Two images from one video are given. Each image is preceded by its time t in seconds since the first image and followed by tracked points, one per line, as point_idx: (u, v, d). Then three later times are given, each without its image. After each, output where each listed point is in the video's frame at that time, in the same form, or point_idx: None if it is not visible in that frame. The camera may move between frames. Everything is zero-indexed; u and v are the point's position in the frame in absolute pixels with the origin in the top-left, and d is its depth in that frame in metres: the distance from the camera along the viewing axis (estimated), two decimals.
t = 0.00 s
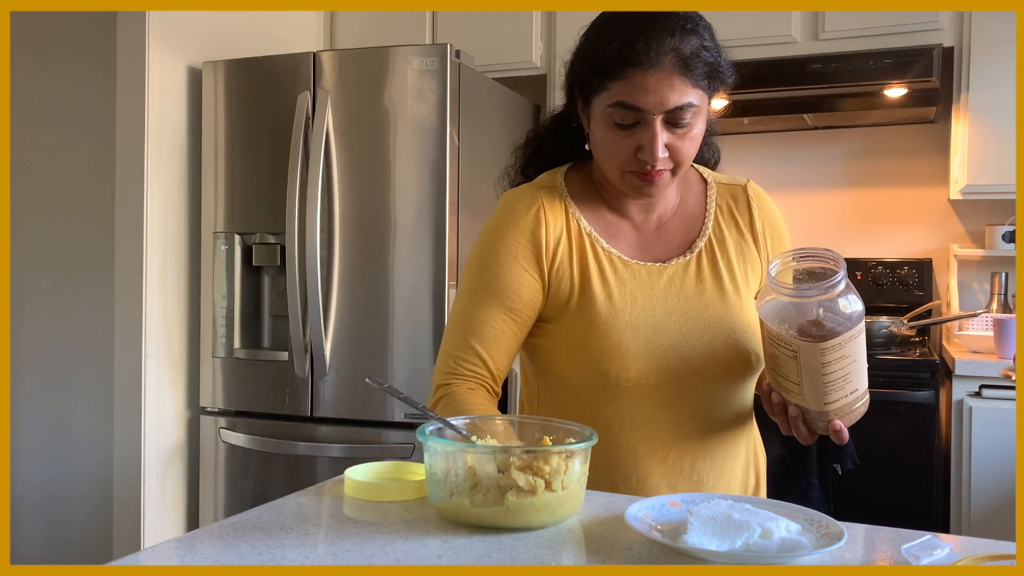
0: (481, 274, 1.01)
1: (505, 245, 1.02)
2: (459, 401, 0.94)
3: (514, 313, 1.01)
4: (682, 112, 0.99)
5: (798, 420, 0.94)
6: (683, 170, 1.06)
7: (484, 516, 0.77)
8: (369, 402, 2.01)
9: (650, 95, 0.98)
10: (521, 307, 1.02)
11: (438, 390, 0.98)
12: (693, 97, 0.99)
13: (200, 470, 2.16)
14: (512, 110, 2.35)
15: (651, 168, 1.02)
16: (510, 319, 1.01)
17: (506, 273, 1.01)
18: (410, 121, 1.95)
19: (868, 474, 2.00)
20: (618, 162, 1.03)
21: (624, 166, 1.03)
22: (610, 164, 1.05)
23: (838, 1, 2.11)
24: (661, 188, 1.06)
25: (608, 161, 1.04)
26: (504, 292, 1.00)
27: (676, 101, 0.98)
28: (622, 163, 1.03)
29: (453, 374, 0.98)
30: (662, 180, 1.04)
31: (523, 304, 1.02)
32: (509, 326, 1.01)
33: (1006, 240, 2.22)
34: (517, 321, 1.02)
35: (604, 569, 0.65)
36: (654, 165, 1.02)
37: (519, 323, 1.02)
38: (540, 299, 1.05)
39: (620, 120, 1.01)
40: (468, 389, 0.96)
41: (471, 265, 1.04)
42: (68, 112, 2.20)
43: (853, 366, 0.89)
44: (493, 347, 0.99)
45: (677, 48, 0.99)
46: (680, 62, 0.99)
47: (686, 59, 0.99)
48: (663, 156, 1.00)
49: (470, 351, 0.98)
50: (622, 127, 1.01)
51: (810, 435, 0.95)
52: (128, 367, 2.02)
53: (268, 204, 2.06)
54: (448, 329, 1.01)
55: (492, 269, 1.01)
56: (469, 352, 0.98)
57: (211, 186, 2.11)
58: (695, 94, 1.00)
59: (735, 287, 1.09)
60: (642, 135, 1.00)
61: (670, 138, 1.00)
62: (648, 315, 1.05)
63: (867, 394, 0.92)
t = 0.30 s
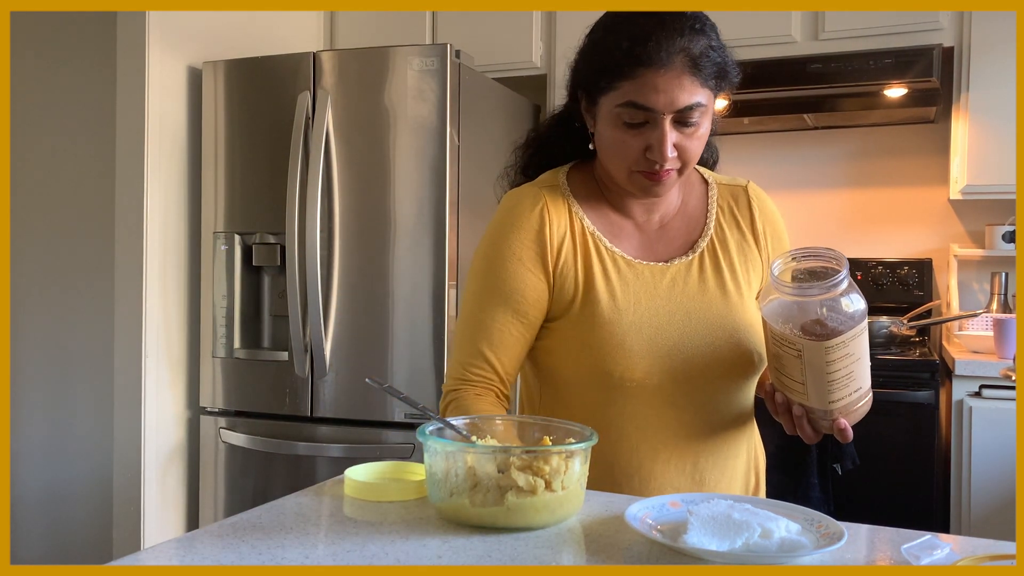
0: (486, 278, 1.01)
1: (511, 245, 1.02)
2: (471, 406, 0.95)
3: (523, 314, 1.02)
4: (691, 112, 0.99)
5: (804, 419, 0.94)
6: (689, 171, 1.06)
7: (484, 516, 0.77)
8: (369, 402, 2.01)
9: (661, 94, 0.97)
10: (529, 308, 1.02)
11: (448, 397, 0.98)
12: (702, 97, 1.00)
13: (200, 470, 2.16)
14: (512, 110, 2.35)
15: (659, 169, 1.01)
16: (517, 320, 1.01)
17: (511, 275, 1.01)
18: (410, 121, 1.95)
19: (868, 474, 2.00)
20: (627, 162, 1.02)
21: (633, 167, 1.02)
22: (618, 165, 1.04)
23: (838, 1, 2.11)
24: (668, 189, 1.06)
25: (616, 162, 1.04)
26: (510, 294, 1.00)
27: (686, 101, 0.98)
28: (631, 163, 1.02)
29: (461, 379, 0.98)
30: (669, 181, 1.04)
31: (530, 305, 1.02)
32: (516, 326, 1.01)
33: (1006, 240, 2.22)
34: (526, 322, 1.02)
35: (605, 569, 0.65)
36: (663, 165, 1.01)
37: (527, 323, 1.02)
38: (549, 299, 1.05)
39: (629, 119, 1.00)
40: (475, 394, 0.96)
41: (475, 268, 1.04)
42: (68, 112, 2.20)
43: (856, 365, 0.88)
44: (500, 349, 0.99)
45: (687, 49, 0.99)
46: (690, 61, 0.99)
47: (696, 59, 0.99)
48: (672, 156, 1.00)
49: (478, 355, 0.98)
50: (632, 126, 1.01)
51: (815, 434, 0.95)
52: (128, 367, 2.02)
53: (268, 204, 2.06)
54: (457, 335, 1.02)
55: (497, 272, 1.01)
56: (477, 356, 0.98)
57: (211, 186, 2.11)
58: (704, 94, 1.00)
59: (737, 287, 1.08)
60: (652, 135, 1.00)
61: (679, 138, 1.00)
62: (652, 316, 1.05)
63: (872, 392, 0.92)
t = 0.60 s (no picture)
0: (510, 271, 0.99)
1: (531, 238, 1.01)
2: (537, 407, 0.95)
3: (556, 306, 1.01)
4: (707, 111, 0.99)
5: (806, 424, 0.93)
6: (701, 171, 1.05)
7: (484, 516, 0.77)
8: (369, 402, 2.01)
9: (682, 92, 0.97)
10: (559, 299, 1.01)
11: (504, 401, 0.98)
12: (720, 97, 1.00)
13: (200, 470, 2.16)
14: (512, 110, 2.35)
15: (675, 167, 1.01)
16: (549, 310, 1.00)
17: (535, 267, 0.99)
18: (410, 121, 1.95)
19: (868, 474, 2.00)
20: (642, 160, 1.02)
21: (649, 164, 1.02)
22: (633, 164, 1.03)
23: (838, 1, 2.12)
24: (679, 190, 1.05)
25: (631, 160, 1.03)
26: (540, 286, 0.99)
27: (704, 101, 0.98)
28: (647, 161, 1.01)
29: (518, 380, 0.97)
30: (682, 181, 1.03)
31: (556, 296, 1.00)
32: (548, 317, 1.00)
33: (1006, 240, 2.22)
34: (557, 314, 1.01)
35: (604, 569, 0.65)
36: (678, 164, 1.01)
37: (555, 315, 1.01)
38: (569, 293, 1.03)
39: (648, 117, 1.00)
40: (536, 395, 0.97)
41: (497, 264, 1.02)
42: (68, 112, 2.20)
43: (861, 371, 0.88)
44: (544, 344, 0.99)
45: (707, 49, 0.99)
46: (709, 62, 0.99)
47: (715, 60, 1.00)
48: (688, 156, 1.00)
49: (529, 355, 0.98)
50: (650, 124, 1.00)
51: (816, 439, 0.94)
52: (128, 367, 2.02)
53: (268, 204, 2.06)
54: (493, 337, 0.99)
55: (524, 266, 0.99)
56: (529, 356, 0.98)
57: (211, 186, 2.11)
58: (721, 95, 1.00)
59: (737, 289, 1.09)
60: (670, 133, 0.99)
61: (695, 137, 1.00)
62: (660, 315, 1.04)
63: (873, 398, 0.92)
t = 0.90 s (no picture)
0: (526, 265, 0.97)
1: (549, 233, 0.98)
2: (521, 407, 0.93)
3: (564, 308, 0.99)
4: (727, 116, 1.00)
5: (816, 423, 0.92)
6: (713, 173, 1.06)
7: (484, 516, 0.77)
8: (369, 402, 2.01)
9: (707, 96, 0.97)
10: (568, 298, 0.99)
11: (492, 393, 0.97)
12: (740, 103, 1.00)
13: (200, 470, 2.16)
14: (513, 110, 2.35)
15: (692, 169, 1.01)
16: (557, 311, 0.98)
17: (551, 265, 0.97)
18: (410, 121, 1.95)
19: (868, 474, 2.00)
20: (660, 160, 1.01)
21: (667, 165, 1.02)
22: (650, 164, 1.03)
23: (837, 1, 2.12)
24: (691, 191, 1.06)
25: (648, 160, 1.02)
26: (551, 283, 0.97)
27: (727, 105, 0.98)
28: (665, 162, 1.01)
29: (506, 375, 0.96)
30: (695, 182, 1.04)
31: (568, 297, 0.99)
32: (555, 315, 0.98)
33: (1006, 240, 2.22)
34: (564, 313, 0.99)
35: (605, 569, 0.65)
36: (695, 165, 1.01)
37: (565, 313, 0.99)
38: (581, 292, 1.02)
39: (670, 117, 0.99)
40: (523, 393, 0.95)
41: (510, 257, 0.98)
42: (68, 113, 2.20)
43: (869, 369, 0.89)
44: (543, 345, 0.97)
45: (733, 54, 0.99)
46: (734, 67, 0.99)
47: (739, 65, 1.00)
48: (706, 158, 1.00)
49: (524, 352, 0.96)
50: (670, 125, 1.00)
51: (825, 437, 0.94)
52: (128, 367, 2.02)
53: (269, 204, 2.06)
54: (492, 324, 0.98)
55: (536, 260, 0.97)
56: (523, 353, 0.96)
57: (211, 186, 2.11)
58: (741, 100, 1.01)
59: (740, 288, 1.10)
60: (690, 135, 0.99)
61: (714, 140, 1.00)
62: (676, 311, 1.04)
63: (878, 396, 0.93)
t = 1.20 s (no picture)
0: (510, 265, 0.97)
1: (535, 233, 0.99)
2: (481, 401, 0.91)
3: (545, 309, 0.99)
4: (723, 118, 0.99)
5: (813, 430, 0.93)
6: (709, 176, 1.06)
7: (484, 516, 0.77)
8: (369, 401, 2.01)
9: (702, 96, 0.97)
10: (547, 299, 0.99)
11: (458, 386, 0.95)
12: (737, 105, 1.00)
13: (200, 470, 2.16)
14: (513, 110, 2.35)
15: (685, 170, 1.01)
16: (537, 313, 0.98)
17: (535, 266, 0.97)
18: (410, 121, 1.95)
19: (869, 474, 2.00)
20: (653, 159, 1.01)
21: (661, 164, 1.01)
22: (644, 163, 1.03)
23: (837, 2, 2.12)
24: (686, 191, 1.05)
25: (642, 159, 1.02)
26: (531, 282, 0.97)
27: (722, 107, 0.98)
28: (658, 162, 1.01)
29: (475, 368, 0.94)
30: (690, 183, 1.04)
31: (550, 299, 0.99)
32: (534, 317, 0.98)
33: (1006, 240, 2.22)
34: (542, 313, 0.99)
35: (605, 569, 0.65)
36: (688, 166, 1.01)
37: (545, 314, 0.99)
38: (567, 295, 1.02)
39: (664, 117, 0.99)
40: (490, 389, 0.93)
41: (495, 255, 0.99)
42: (68, 112, 2.20)
43: (865, 377, 0.89)
44: (519, 342, 0.96)
45: (730, 56, 0.99)
46: (731, 70, 0.99)
47: (737, 68, 0.99)
48: (700, 159, 1.00)
49: (495, 346, 0.95)
50: (664, 124, 1.00)
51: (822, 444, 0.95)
52: (128, 367, 2.02)
53: (269, 204, 2.06)
54: (471, 314, 0.98)
55: (519, 258, 0.97)
56: (494, 347, 0.95)
57: (211, 186, 2.11)
58: (738, 103, 1.00)
59: (739, 289, 1.09)
60: (684, 135, 0.99)
61: (708, 141, 1.00)
62: (669, 312, 1.04)
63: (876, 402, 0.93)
